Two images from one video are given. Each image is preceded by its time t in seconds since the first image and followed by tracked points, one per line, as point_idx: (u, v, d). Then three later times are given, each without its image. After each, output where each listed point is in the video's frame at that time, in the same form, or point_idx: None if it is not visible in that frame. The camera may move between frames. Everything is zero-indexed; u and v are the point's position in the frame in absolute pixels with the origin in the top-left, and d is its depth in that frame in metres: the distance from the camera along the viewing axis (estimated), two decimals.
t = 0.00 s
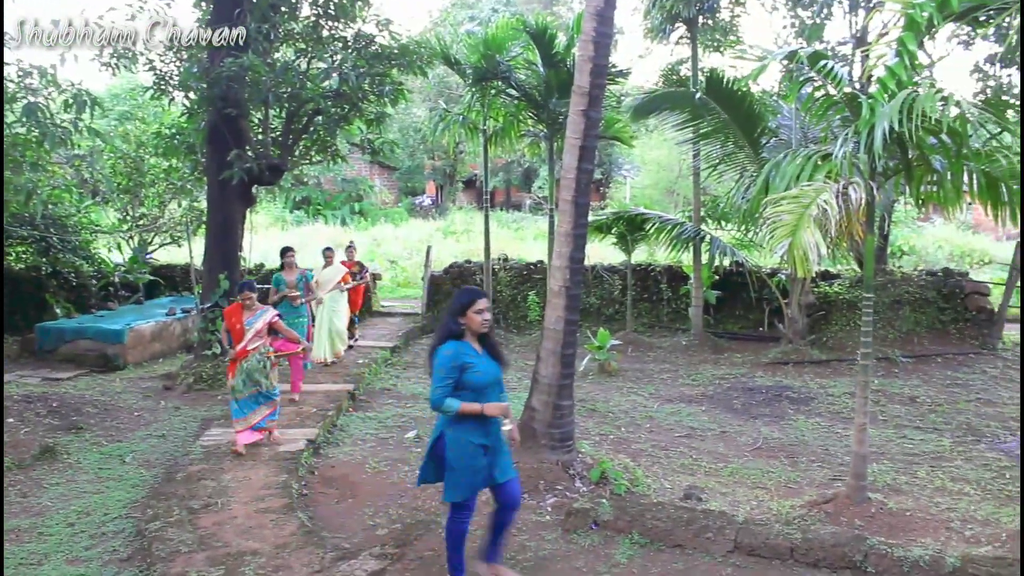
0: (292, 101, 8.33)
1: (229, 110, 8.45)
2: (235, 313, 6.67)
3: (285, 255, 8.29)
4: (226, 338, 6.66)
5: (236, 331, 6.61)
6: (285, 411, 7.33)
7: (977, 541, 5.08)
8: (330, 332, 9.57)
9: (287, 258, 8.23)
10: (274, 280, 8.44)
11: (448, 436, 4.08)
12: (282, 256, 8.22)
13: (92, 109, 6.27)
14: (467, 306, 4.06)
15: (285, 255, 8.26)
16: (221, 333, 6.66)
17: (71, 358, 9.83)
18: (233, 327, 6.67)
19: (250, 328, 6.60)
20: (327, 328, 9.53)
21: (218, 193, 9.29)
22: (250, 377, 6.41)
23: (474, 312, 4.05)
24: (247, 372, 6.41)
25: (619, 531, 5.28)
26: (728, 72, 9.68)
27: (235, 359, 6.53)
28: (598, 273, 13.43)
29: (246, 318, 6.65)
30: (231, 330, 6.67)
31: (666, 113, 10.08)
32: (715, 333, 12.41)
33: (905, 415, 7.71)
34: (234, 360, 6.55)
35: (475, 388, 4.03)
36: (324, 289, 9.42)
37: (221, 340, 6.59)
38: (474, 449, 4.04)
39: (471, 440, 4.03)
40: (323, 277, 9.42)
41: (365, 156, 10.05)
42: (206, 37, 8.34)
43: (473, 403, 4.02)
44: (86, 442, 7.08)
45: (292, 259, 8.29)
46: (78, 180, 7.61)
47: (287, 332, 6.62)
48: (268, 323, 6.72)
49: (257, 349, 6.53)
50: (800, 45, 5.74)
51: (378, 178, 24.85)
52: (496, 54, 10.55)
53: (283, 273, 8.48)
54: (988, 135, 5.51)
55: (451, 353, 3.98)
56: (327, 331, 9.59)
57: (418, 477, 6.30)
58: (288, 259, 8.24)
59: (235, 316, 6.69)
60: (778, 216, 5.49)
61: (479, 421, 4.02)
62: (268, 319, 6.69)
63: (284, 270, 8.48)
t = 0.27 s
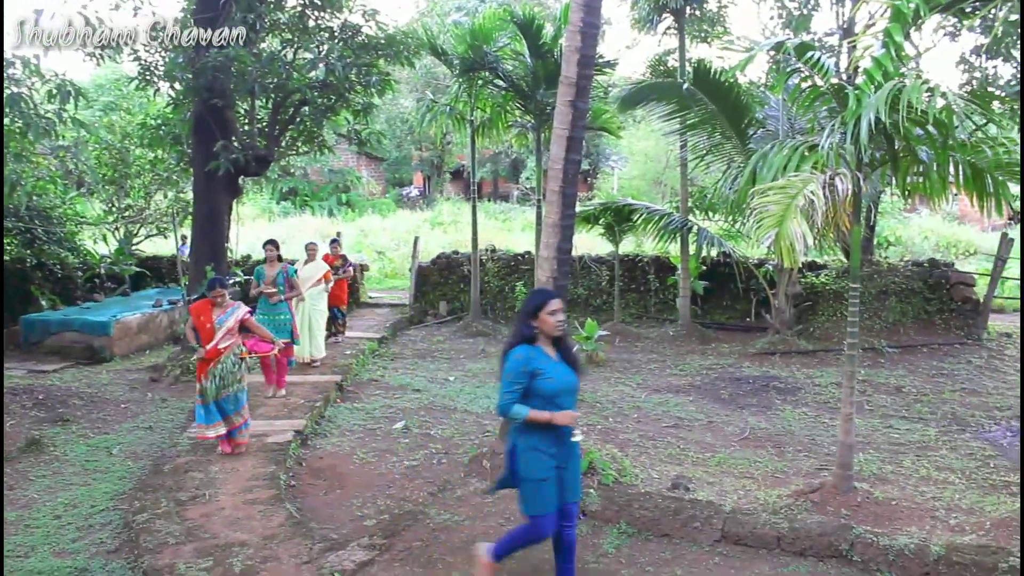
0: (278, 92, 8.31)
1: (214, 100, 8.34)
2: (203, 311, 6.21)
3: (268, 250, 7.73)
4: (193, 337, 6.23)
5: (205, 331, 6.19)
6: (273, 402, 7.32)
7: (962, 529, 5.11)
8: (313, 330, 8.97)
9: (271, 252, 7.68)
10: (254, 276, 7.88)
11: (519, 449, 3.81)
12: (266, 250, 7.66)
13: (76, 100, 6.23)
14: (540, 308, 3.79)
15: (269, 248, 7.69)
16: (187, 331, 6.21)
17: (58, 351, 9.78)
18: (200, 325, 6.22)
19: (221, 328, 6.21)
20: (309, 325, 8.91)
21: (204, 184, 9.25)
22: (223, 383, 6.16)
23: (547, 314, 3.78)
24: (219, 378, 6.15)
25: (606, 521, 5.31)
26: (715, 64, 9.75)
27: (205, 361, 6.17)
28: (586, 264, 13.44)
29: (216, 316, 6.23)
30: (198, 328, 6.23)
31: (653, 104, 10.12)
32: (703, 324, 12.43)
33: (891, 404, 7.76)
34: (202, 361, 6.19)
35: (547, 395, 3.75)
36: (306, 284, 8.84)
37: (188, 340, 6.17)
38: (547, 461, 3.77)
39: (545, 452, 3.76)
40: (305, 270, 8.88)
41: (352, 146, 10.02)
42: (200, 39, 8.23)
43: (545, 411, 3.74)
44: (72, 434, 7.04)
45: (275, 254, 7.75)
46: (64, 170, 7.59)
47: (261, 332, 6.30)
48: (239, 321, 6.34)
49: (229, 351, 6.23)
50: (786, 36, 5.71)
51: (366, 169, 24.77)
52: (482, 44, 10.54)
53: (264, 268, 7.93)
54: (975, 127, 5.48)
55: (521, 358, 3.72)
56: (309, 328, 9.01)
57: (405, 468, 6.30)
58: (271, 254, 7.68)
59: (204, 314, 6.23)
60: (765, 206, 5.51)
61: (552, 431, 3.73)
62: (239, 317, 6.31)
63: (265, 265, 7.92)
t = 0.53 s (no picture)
0: (279, 79, 8.40)
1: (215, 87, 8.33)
2: (198, 312, 5.82)
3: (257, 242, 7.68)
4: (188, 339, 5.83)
5: (201, 332, 5.80)
6: (275, 390, 7.33)
7: (962, 517, 5.12)
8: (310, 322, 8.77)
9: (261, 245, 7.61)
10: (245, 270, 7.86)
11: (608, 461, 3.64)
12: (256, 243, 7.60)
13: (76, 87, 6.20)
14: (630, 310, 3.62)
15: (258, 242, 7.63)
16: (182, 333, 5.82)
17: (59, 339, 9.79)
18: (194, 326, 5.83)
19: (217, 329, 5.82)
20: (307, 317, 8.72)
21: (205, 172, 9.25)
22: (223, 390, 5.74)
23: (637, 317, 3.61)
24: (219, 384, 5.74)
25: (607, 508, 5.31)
26: (717, 52, 9.78)
27: (203, 364, 5.80)
28: (587, 252, 13.43)
29: (211, 317, 5.84)
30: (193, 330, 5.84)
31: (654, 92, 10.11)
32: (704, 312, 12.43)
33: (892, 392, 7.76)
34: (200, 364, 5.82)
35: (636, 403, 3.57)
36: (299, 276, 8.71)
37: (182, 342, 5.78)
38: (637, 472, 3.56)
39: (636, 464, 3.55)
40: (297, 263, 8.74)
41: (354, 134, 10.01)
42: (201, 38, 8.05)
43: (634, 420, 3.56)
44: (74, 421, 7.06)
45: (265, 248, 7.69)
46: (64, 158, 7.58)
47: (260, 333, 5.91)
48: (236, 322, 5.97)
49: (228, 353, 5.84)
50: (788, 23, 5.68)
51: (367, 157, 24.74)
52: (484, 31, 10.52)
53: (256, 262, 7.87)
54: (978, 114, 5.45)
55: (609, 362, 3.55)
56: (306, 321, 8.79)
57: (407, 455, 6.32)
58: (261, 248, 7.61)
59: (198, 315, 5.84)
60: (767, 194, 5.50)
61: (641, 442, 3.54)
62: (235, 317, 5.93)
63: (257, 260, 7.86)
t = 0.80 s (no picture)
0: (275, 72, 8.42)
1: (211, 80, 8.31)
2: (186, 318, 5.20)
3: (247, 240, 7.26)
4: (173, 348, 5.20)
5: (191, 341, 5.21)
6: (271, 383, 7.32)
7: (958, 510, 5.14)
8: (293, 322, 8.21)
9: (249, 242, 7.18)
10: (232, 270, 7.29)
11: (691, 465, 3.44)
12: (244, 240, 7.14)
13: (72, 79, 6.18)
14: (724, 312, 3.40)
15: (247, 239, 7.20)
16: (166, 341, 5.18)
17: (56, 332, 9.78)
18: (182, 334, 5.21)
19: (208, 338, 5.23)
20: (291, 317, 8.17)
21: (202, 166, 9.23)
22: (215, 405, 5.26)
23: (731, 319, 3.40)
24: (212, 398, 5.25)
25: (604, 502, 5.31)
26: (715, 45, 9.75)
27: (191, 376, 5.21)
28: (584, 246, 13.43)
29: (202, 324, 5.24)
30: (179, 338, 5.22)
31: (651, 85, 10.01)
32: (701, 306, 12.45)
33: (888, 386, 7.78)
34: (187, 376, 5.22)
35: (728, 408, 3.37)
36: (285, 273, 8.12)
37: (168, 352, 5.17)
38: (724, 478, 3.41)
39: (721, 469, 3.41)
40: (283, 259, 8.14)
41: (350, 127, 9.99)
42: (201, 38, 8.06)
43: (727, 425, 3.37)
44: (71, 415, 7.05)
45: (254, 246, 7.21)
46: (59, 151, 7.56)
47: (254, 343, 5.39)
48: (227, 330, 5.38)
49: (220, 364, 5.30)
50: (785, 17, 5.68)
51: (364, 150, 24.72)
52: (481, 25, 10.50)
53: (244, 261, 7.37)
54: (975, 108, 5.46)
55: (702, 366, 3.31)
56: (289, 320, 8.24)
57: (403, 448, 6.32)
58: (250, 244, 7.16)
59: (186, 321, 5.22)
60: (764, 187, 5.50)
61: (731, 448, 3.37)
62: (227, 325, 5.34)
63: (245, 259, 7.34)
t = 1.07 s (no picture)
0: (278, 68, 8.36)
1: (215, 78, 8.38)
2: (184, 323, 5.13)
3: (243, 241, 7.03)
4: (170, 354, 5.13)
5: (189, 346, 5.13)
6: (274, 379, 7.34)
7: (961, 507, 5.14)
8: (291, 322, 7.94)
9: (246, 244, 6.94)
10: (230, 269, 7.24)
11: (801, 483, 3.14)
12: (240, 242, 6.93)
13: (75, 75, 6.18)
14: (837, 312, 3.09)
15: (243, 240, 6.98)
16: (162, 347, 5.11)
17: (59, 328, 9.80)
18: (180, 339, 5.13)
19: (207, 342, 5.15)
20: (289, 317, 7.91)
21: (204, 161, 9.22)
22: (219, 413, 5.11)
23: (847, 322, 3.09)
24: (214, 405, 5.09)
25: (607, 498, 5.32)
26: (718, 41, 9.66)
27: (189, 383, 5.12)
28: (587, 242, 13.43)
29: (201, 329, 5.17)
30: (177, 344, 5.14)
31: (655, 81, 9.99)
32: (704, 303, 12.44)
33: (892, 382, 7.78)
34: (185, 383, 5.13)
35: (843, 417, 3.05)
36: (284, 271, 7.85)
37: (164, 358, 5.09)
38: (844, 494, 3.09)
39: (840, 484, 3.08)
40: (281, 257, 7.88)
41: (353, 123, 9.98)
42: (202, 39, 8.10)
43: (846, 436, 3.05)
44: (74, 410, 7.07)
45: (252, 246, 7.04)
46: (62, 147, 7.56)
47: (255, 347, 5.23)
48: (228, 334, 5.27)
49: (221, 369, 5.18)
50: (789, 13, 5.66)
51: (367, 146, 24.72)
52: (484, 21, 10.50)
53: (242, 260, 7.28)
54: (978, 104, 5.47)
55: (815, 371, 3.01)
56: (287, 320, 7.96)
57: (406, 444, 6.32)
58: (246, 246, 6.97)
59: (185, 326, 5.14)
60: (767, 183, 5.50)
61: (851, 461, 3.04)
62: (227, 328, 5.25)
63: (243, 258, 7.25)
